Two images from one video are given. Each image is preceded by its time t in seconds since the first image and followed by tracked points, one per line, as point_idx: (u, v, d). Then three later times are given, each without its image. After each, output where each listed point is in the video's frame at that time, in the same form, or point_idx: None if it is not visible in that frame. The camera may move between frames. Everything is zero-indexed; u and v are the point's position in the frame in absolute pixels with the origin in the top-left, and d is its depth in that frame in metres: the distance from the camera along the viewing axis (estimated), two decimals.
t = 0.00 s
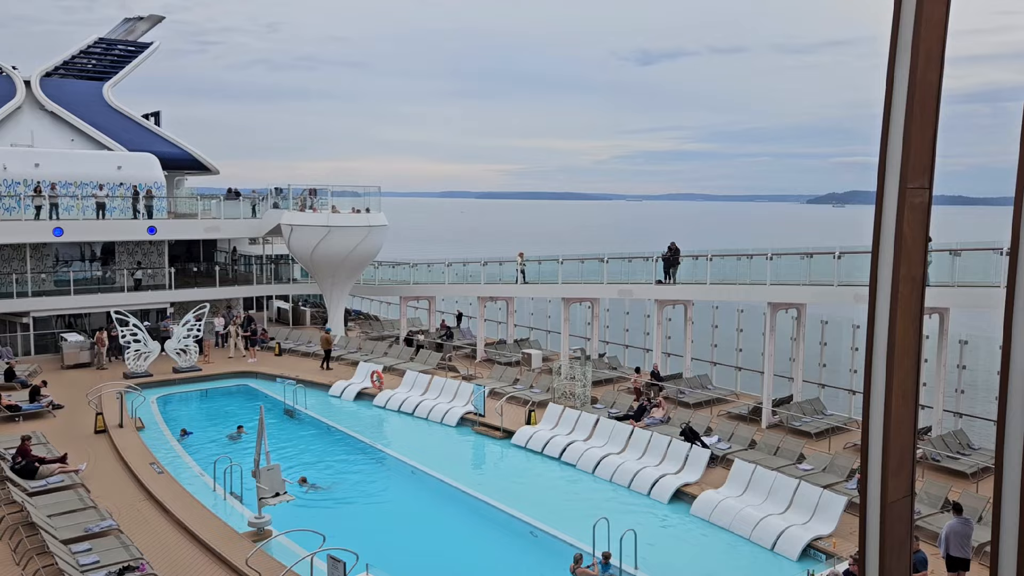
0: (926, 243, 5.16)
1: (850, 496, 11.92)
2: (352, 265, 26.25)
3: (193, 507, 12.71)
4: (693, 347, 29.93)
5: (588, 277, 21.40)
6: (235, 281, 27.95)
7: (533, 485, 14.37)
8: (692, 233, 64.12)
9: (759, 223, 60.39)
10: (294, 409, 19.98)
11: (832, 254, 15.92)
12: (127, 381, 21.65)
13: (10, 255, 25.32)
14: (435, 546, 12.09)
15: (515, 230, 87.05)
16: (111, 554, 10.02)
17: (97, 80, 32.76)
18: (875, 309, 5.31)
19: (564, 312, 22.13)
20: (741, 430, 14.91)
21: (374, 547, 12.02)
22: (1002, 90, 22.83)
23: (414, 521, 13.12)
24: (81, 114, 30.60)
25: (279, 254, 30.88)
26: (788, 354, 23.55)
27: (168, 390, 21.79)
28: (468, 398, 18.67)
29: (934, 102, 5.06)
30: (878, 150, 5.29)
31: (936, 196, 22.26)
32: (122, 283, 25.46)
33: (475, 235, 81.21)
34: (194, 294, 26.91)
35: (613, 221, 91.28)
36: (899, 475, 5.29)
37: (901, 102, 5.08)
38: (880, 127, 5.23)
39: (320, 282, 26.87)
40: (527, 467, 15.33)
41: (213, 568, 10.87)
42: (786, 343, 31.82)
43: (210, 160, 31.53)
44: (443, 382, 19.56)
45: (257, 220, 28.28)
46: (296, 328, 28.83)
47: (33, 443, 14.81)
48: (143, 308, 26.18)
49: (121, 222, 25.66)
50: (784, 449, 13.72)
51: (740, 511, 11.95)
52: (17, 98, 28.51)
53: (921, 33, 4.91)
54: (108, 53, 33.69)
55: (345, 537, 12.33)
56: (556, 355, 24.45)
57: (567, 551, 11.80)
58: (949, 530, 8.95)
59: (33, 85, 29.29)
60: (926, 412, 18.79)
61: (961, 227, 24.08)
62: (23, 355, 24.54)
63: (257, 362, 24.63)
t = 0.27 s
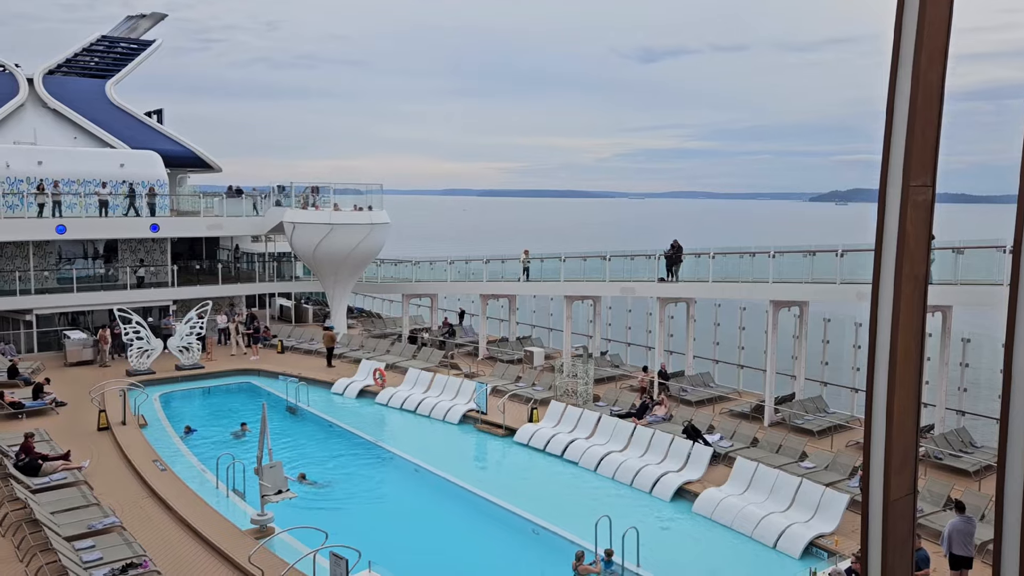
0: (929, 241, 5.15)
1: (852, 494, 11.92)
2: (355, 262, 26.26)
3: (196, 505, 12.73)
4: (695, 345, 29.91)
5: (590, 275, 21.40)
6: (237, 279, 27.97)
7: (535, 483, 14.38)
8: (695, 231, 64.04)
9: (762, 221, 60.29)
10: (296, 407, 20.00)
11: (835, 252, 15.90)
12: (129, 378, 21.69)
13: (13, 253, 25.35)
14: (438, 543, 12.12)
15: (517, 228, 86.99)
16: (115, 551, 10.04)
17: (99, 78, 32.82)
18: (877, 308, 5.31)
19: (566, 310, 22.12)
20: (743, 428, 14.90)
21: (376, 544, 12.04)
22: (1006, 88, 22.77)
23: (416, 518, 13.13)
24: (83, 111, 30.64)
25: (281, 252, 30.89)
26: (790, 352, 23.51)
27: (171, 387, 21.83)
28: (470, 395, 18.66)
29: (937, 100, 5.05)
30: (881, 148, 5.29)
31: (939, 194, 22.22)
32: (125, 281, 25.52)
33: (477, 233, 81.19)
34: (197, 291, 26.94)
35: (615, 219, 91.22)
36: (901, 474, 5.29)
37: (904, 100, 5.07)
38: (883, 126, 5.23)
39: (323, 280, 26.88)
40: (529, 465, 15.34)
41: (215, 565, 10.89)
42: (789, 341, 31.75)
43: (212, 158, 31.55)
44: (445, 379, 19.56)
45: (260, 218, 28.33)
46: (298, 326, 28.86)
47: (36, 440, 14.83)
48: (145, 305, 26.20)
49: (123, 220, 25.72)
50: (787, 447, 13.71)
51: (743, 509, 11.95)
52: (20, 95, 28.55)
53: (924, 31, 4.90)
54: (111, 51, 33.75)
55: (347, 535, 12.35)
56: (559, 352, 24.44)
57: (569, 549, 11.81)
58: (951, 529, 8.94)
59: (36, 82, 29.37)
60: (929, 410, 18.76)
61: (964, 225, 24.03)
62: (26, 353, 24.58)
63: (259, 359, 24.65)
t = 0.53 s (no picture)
0: (933, 239, 5.14)
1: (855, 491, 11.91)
2: (358, 260, 26.27)
3: (200, 502, 12.76)
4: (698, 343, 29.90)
5: (593, 273, 21.39)
6: (241, 277, 28.00)
7: (538, 480, 14.38)
8: (698, 228, 63.98)
9: (766, 219, 60.21)
10: (299, 404, 20.02)
11: (838, 249, 15.89)
12: (133, 375, 21.72)
13: (17, 250, 25.39)
14: (442, 541, 12.12)
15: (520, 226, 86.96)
16: (119, 548, 10.06)
17: (103, 75, 32.84)
18: (881, 306, 5.30)
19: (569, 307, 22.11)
20: (746, 426, 14.89)
21: (379, 541, 12.06)
22: (1010, 86, 22.72)
23: (419, 516, 13.14)
24: (87, 109, 30.66)
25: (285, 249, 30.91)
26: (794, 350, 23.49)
27: (175, 385, 21.87)
28: (473, 393, 18.66)
29: (942, 98, 5.04)
30: (885, 148, 5.28)
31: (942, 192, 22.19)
32: (128, 279, 25.56)
33: (480, 231, 81.20)
34: (200, 289, 26.97)
35: (618, 216, 91.17)
36: (905, 471, 5.29)
37: (908, 98, 5.06)
38: (888, 124, 5.22)
39: (326, 277, 26.90)
40: (532, 462, 15.35)
41: (219, 561, 10.91)
42: (792, 338, 31.73)
43: (215, 155, 31.57)
44: (448, 377, 19.56)
45: (264, 215, 28.32)
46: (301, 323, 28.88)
47: (40, 437, 14.86)
48: (149, 303, 26.24)
49: (127, 217, 25.78)
50: (790, 445, 13.70)
51: (746, 506, 11.95)
52: (24, 93, 28.58)
53: (928, 28, 4.90)
54: (114, 48, 33.76)
55: (350, 532, 12.37)
56: (561, 350, 24.44)
57: (572, 546, 11.81)
58: (955, 527, 8.92)
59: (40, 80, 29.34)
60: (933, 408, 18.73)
61: (968, 223, 23.99)
62: (30, 350, 24.63)
63: (263, 357, 24.67)
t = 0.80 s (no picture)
0: (940, 237, 5.12)
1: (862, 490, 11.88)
2: (364, 259, 26.28)
3: (206, 500, 12.79)
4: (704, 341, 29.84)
5: (598, 272, 21.38)
6: (247, 276, 28.04)
7: (544, 479, 14.38)
8: (703, 226, 63.86)
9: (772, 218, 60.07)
10: (305, 403, 20.06)
11: (844, 248, 15.85)
12: (139, 374, 21.77)
13: (24, 249, 25.48)
14: (447, 539, 12.13)
15: (525, 224, 86.91)
16: (125, 546, 10.09)
17: (109, 75, 32.92)
18: (887, 304, 5.28)
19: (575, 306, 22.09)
20: (752, 424, 14.87)
21: (385, 540, 12.08)
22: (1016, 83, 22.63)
23: (425, 514, 13.15)
24: (93, 108, 30.73)
25: (290, 248, 30.95)
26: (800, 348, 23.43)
27: (181, 383, 21.93)
28: (479, 392, 18.66)
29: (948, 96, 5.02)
30: (892, 145, 5.25)
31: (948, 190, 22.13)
32: (135, 277, 25.61)
33: (486, 229, 81.20)
34: (206, 288, 27.04)
35: (623, 215, 91.07)
36: (912, 470, 5.27)
37: (914, 96, 5.03)
38: (894, 122, 5.20)
39: (331, 276, 26.94)
40: (537, 461, 15.35)
41: (225, 560, 10.93)
42: (798, 337, 31.65)
43: (221, 155, 31.62)
44: (454, 375, 19.56)
45: (270, 214, 28.34)
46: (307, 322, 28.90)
47: (48, 436, 14.90)
48: (155, 302, 26.31)
49: (133, 216, 25.88)
50: (796, 444, 13.67)
51: (751, 505, 11.93)
52: (30, 92, 28.66)
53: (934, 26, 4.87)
54: (120, 48, 33.84)
55: (356, 531, 12.39)
56: (567, 349, 24.42)
57: (577, 545, 11.81)
58: (963, 526, 8.88)
59: (46, 79, 29.38)
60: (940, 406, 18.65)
61: (974, 221, 23.89)
62: (37, 349, 24.71)
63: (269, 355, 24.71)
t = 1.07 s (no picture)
0: (950, 234, 5.10)
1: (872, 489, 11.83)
2: (373, 258, 26.33)
3: (216, 499, 12.84)
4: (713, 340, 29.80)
5: (607, 270, 21.35)
6: (256, 275, 28.14)
7: (553, 478, 14.37)
8: (712, 225, 63.64)
9: (781, 216, 59.85)
10: (314, 402, 20.11)
11: (854, 246, 15.79)
12: (150, 373, 21.88)
13: (35, 249, 25.63)
14: (456, 538, 12.15)
15: (534, 223, 86.87)
16: (136, 544, 10.15)
17: (119, 75, 33.07)
18: (899, 302, 5.26)
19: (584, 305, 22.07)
20: (762, 423, 14.84)
21: (395, 539, 12.11)
22: None
23: (434, 513, 13.18)
24: (104, 109, 30.88)
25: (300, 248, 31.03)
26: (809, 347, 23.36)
27: (191, 382, 22.02)
28: (488, 390, 18.67)
29: (960, 92, 5.00)
30: (902, 141, 5.23)
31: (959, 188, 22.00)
32: (145, 277, 25.74)
33: (494, 228, 81.22)
34: (216, 287, 27.14)
35: (632, 213, 90.89)
36: (923, 469, 5.24)
37: (925, 93, 5.01)
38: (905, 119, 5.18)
39: (340, 275, 27.00)
40: (546, 460, 15.34)
41: (235, 558, 10.97)
42: (808, 336, 31.53)
43: (230, 154, 31.72)
44: (463, 374, 19.58)
45: (279, 214, 28.39)
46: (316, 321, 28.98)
47: (59, 435, 14.99)
48: (166, 301, 26.43)
49: (144, 216, 26.00)
50: (806, 443, 13.63)
51: (761, 504, 11.90)
52: (41, 93, 28.82)
53: (945, 23, 4.85)
54: (130, 48, 33.98)
55: (366, 529, 12.42)
56: (576, 348, 24.40)
57: (586, 544, 11.81)
58: (975, 525, 8.83)
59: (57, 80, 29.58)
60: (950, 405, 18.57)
61: (986, 219, 23.74)
62: (49, 348, 24.86)
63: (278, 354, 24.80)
